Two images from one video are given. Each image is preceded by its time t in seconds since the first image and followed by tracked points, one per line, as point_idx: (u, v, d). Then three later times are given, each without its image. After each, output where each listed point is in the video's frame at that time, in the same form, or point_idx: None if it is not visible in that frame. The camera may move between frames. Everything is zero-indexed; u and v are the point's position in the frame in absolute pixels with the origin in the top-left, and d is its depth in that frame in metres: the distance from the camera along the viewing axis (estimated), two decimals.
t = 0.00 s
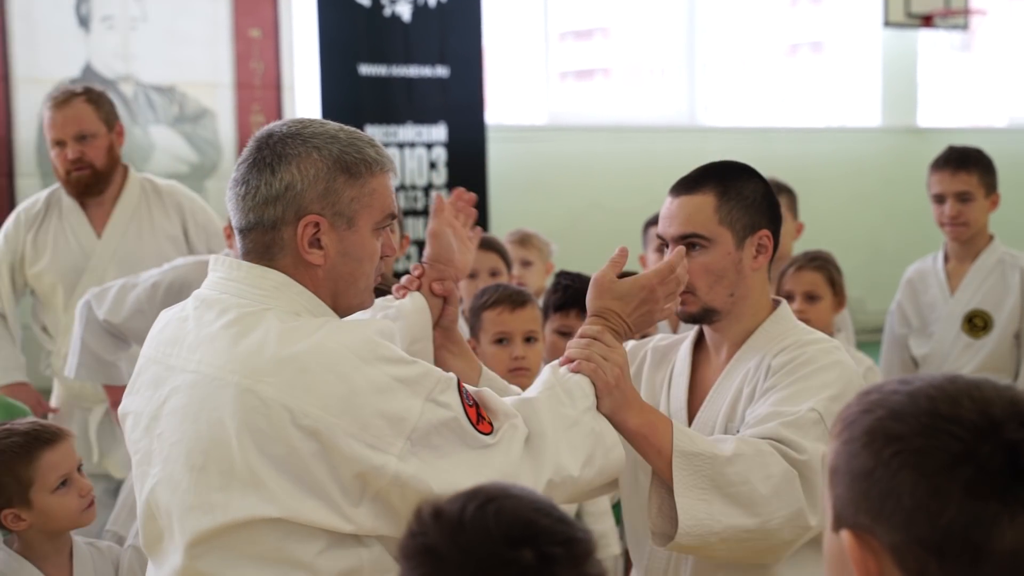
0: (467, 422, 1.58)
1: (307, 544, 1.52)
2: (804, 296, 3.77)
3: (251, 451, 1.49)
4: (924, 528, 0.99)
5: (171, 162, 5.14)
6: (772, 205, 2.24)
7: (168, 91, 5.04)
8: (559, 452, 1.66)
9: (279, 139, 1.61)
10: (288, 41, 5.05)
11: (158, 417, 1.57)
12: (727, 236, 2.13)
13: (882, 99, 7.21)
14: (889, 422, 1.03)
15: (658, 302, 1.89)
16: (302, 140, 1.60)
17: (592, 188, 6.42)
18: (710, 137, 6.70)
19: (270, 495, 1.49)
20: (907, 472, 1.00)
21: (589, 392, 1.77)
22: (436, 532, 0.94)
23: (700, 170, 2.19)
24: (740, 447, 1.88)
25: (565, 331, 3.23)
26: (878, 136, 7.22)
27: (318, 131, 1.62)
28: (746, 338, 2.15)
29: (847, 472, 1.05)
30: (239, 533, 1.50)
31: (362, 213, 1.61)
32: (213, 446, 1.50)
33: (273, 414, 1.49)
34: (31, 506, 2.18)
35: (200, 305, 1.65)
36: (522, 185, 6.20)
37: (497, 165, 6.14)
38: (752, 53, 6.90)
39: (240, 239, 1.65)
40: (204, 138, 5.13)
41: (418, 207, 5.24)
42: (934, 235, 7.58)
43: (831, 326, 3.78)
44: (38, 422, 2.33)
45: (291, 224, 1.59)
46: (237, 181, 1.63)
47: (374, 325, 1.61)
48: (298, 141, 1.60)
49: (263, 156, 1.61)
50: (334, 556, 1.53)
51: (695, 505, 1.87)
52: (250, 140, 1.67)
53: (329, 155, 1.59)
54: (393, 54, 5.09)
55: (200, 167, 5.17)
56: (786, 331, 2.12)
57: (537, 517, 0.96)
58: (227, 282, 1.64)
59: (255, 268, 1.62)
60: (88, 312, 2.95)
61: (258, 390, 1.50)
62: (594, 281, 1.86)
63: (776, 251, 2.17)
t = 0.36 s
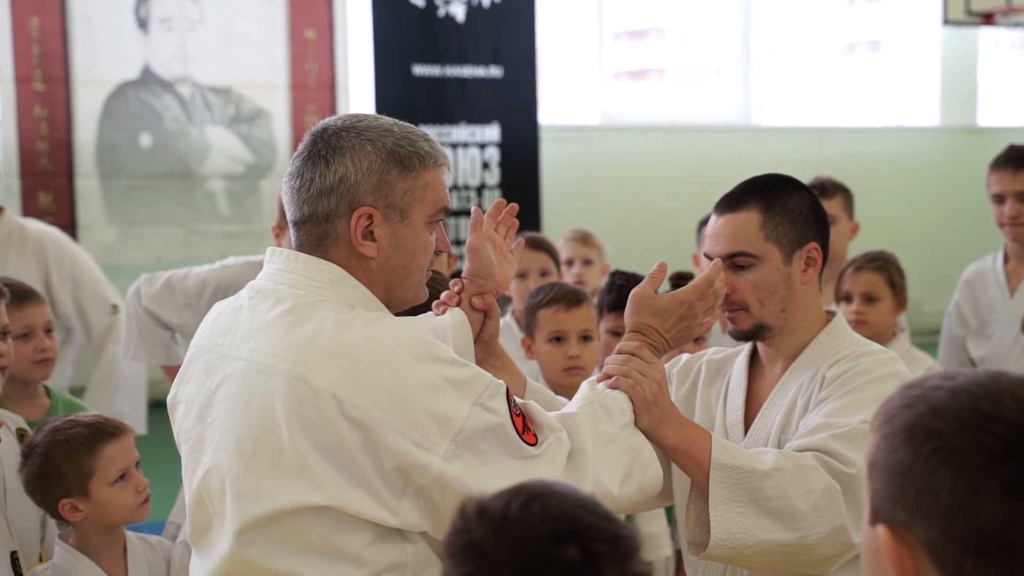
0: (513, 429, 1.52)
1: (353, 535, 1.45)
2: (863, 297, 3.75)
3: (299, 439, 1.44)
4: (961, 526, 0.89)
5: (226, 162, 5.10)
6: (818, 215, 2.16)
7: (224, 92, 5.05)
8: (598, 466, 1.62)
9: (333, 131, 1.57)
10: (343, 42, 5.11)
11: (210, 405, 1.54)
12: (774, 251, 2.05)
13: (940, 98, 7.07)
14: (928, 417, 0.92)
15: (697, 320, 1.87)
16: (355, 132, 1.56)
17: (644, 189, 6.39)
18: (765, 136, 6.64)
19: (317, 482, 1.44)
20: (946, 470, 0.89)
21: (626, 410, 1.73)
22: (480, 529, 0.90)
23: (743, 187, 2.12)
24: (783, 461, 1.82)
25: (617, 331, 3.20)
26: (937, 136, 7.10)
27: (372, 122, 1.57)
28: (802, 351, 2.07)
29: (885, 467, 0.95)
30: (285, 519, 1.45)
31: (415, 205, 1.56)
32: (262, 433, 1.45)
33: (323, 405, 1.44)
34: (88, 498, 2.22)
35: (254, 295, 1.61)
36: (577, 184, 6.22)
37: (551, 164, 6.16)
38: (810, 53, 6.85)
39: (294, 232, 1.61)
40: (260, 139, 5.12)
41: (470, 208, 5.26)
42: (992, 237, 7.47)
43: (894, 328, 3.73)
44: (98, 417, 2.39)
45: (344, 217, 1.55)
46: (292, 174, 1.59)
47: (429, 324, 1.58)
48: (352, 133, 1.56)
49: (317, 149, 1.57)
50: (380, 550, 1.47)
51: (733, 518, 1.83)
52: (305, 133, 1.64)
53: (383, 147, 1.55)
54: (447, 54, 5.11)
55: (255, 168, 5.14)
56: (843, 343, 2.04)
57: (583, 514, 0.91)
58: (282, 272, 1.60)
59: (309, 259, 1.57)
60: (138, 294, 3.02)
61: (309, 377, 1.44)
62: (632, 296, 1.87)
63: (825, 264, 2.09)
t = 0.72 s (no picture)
0: (523, 426, 1.52)
1: (368, 532, 1.47)
2: (880, 299, 3.73)
3: (310, 436, 1.45)
4: (959, 516, 0.92)
5: (243, 163, 5.10)
6: (834, 215, 2.17)
7: (241, 92, 5.05)
8: (611, 465, 1.63)
9: (332, 132, 1.59)
10: (359, 42, 5.16)
11: (223, 405, 1.55)
12: (789, 247, 2.06)
13: (957, 99, 7.05)
14: (925, 410, 0.96)
15: (714, 322, 1.87)
16: (355, 132, 1.58)
17: (662, 187, 6.37)
18: (782, 137, 6.63)
19: (330, 480, 1.45)
20: (942, 461, 0.93)
21: (640, 408, 1.74)
22: (497, 525, 0.89)
23: (759, 183, 2.13)
24: (797, 460, 1.82)
25: (634, 331, 3.21)
26: (954, 137, 7.07)
27: (371, 121, 1.59)
28: (814, 348, 2.07)
29: (883, 459, 0.98)
30: (298, 517, 1.46)
31: (417, 201, 1.57)
32: (273, 432, 1.46)
33: (333, 403, 1.45)
34: (108, 496, 2.23)
35: (266, 295, 1.63)
36: (593, 185, 6.19)
37: (566, 165, 6.12)
38: (826, 53, 6.86)
39: (301, 232, 1.64)
40: (276, 139, 5.15)
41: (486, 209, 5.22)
42: (1007, 238, 7.46)
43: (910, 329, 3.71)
44: (117, 414, 2.40)
45: (347, 215, 1.57)
46: (295, 176, 1.62)
47: (438, 321, 1.61)
48: (351, 132, 1.58)
49: (318, 150, 1.59)
50: (394, 545, 1.48)
51: (747, 517, 1.83)
52: (308, 134, 1.66)
53: (382, 145, 1.56)
54: (463, 56, 5.11)
55: (271, 168, 5.18)
56: (854, 340, 2.04)
57: (600, 510, 0.90)
58: (292, 271, 1.62)
59: (314, 258, 1.60)
60: (152, 301, 3.00)
61: (319, 376, 1.46)
62: (653, 296, 1.86)
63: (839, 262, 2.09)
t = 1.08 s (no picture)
0: (529, 420, 1.55)
1: (375, 525, 1.50)
2: (891, 303, 3.80)
3: (317, 430, 1.48)
4: (961, 509, 0.96)
5: (250, 162, 5.11)
6: (845, 213, 2.23)
7: (249, 92, 5.06)
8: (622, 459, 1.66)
9: (324, 133, 1.63)
10: (367, 43, 5.15)
11: (231, 400, 1.59)
12: (800, 244, 2.13)
13: (964, 99, 7.02)
14: (923, 406, 1.01)
15: (732, 318, 1.91)
16: (346, 131, 1.62)
17: (667, 189, 6.38)
18: (789, 138, 6.63)
19: (337, 474, 1.48)
20: (940, 454, 0.97)
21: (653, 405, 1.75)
22: (518, 519, 0.97)
23: (773, 180, 2.20)
24: (807, 457, 1.85)
25: (645, 329, 3.20)
26: (960, 137, 7.07)
27: (361, 118, 1.63)
28: (823, 344, 2.12)
29: (884, 456, 1.03)
30: (307, 510, 1.49)
31: (415, 193, 1.61)
32: (281, 426, 1.50)
33: (338, 396, 1.48)
34: (128, 492, 2.35)
35: (273, 292, 1.66)
36: (599, 185, 6.21)
37: (572, 165, 6.15)
38: (834, 53, 6.85)
39: (303, 235, 1.68)
40: (284, 139, 5.14)
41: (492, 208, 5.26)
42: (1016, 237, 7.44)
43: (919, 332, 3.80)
44: (143, 410, 2.52)
45: (347, 215, 1.61)
46: (292, 180, 1.66)
47: (442, 315, 1.61)
48: (343, 132, 1.62)
49: (312, 153, 1.63)
50: (402, 539, 1.51)
51: (758, 513, 1.86)
52: (302, 138, 1.70)
53: (374, 141, 1.60)
54: (470, 56, 5.12)
55: (279, 169, 5.17)
56: (864, 337, 2.08)
57: (618, 504, 0.97)
58: (298, 268, 1.65)
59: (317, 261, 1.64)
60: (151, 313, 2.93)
61: (325, 370, 1.49)
62: (670, 292, 1.89)
63: (848, 259, 2.15)
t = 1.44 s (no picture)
0: (533, 419, 1.64)
1: (378, 523, 1.59)
2: (897, 306, 3.88)
3: (321, 429, 1.57)
4: (964, 507, 1.05)
5: (252, 162, 5.11)
6: (848, 211, 2.27)
7: (250, 93, 5.07)
8: (624, 457, 1.74)
9: (337, 130, 1.71)
10: (368, 43, 5.17)
11: (235, 399, 1.68)
12: (803, 242, 2.17)
13: (965, 100, 7.02)
14: (928, 407, 1.10)
15: (736, 323, 1.97)
16: (359, 130, 1.70)
17: (667, 190, 6.37)
18: (789, 139, 6.63)
19: (341, 472, 1.56)
20: (945, 454, 1.07)
21: (656, 406, 1.83)
22: (536, 514, 1.03)
23: (775, 178, 2.24)
24: (811, 456, 1.92)
25: (646, 325, 3.30)
26: (960, 137, 7.08)
27: (375, 118, 1.71)
28: (825, 344, 2.17)
29: (889, 457, 1.13)
30: (311, 507, 1.58)
31: (424, 195, 1.69)
32: (286, 424, 1.59)
33: (342, 395, 1.57)
34: (137, 488, 2.48)
35: (277, 290, 1.75)
36: (599, 185, 6.17)
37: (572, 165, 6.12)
38: (833, 53, 6.86)
39: (310, 230, 1.76)
40: (285, 139, 5.15)
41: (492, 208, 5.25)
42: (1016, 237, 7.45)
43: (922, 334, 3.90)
44: (156, 409, 2.64)
45: (356, 212, 1.69)
46: (303, 175, 1.74)
47: (448, 315, 1.67)
48: (356, 130, 1.70)
49: (324, 150, 1.71)
50: (404, 536, 1.61)
51: (762, 511, 1.93)
52: (313, 133, 1.78)
53: (387, 141, 1.68)
54: (471, 56, 5.12)
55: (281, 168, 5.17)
56: (868, 335, 2.13)
57: (637, 502, 1.03)
58: (304, 266, 1.74)
59: (324, 255, 1.72)
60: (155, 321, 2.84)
61: (329, 369, 1.58)
62: (676, 291, 1.95)
63: (852, 258, 2.20)
